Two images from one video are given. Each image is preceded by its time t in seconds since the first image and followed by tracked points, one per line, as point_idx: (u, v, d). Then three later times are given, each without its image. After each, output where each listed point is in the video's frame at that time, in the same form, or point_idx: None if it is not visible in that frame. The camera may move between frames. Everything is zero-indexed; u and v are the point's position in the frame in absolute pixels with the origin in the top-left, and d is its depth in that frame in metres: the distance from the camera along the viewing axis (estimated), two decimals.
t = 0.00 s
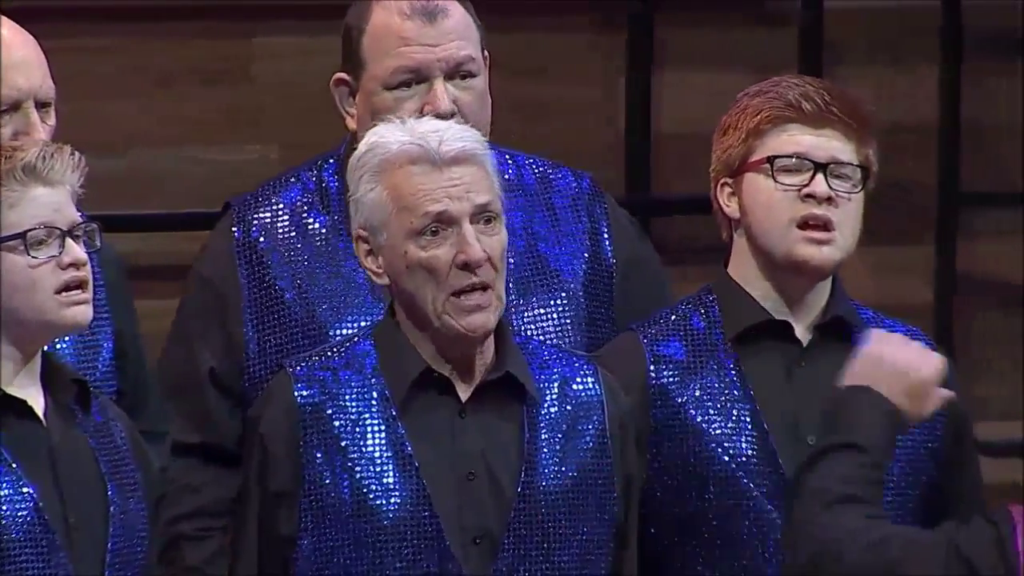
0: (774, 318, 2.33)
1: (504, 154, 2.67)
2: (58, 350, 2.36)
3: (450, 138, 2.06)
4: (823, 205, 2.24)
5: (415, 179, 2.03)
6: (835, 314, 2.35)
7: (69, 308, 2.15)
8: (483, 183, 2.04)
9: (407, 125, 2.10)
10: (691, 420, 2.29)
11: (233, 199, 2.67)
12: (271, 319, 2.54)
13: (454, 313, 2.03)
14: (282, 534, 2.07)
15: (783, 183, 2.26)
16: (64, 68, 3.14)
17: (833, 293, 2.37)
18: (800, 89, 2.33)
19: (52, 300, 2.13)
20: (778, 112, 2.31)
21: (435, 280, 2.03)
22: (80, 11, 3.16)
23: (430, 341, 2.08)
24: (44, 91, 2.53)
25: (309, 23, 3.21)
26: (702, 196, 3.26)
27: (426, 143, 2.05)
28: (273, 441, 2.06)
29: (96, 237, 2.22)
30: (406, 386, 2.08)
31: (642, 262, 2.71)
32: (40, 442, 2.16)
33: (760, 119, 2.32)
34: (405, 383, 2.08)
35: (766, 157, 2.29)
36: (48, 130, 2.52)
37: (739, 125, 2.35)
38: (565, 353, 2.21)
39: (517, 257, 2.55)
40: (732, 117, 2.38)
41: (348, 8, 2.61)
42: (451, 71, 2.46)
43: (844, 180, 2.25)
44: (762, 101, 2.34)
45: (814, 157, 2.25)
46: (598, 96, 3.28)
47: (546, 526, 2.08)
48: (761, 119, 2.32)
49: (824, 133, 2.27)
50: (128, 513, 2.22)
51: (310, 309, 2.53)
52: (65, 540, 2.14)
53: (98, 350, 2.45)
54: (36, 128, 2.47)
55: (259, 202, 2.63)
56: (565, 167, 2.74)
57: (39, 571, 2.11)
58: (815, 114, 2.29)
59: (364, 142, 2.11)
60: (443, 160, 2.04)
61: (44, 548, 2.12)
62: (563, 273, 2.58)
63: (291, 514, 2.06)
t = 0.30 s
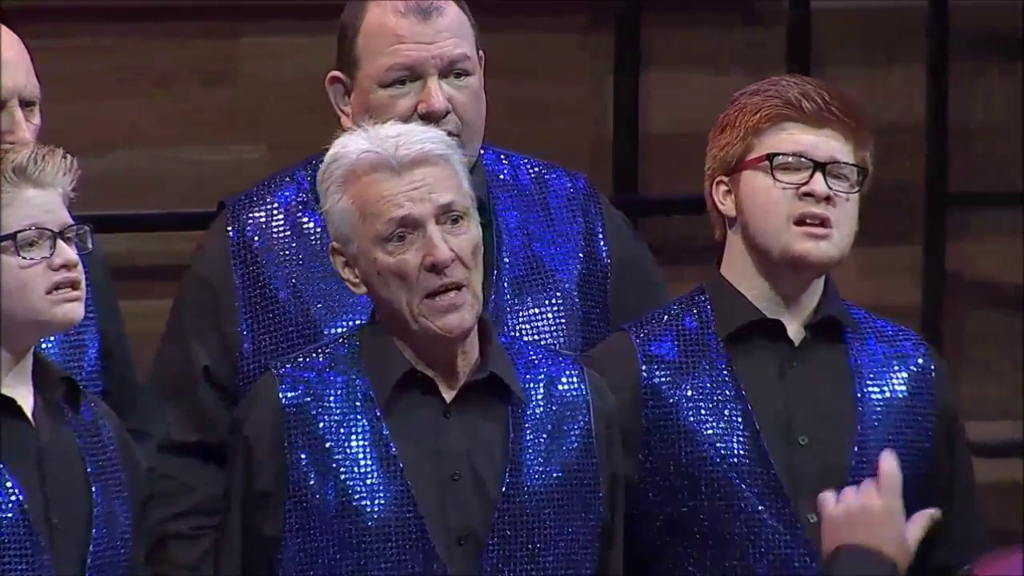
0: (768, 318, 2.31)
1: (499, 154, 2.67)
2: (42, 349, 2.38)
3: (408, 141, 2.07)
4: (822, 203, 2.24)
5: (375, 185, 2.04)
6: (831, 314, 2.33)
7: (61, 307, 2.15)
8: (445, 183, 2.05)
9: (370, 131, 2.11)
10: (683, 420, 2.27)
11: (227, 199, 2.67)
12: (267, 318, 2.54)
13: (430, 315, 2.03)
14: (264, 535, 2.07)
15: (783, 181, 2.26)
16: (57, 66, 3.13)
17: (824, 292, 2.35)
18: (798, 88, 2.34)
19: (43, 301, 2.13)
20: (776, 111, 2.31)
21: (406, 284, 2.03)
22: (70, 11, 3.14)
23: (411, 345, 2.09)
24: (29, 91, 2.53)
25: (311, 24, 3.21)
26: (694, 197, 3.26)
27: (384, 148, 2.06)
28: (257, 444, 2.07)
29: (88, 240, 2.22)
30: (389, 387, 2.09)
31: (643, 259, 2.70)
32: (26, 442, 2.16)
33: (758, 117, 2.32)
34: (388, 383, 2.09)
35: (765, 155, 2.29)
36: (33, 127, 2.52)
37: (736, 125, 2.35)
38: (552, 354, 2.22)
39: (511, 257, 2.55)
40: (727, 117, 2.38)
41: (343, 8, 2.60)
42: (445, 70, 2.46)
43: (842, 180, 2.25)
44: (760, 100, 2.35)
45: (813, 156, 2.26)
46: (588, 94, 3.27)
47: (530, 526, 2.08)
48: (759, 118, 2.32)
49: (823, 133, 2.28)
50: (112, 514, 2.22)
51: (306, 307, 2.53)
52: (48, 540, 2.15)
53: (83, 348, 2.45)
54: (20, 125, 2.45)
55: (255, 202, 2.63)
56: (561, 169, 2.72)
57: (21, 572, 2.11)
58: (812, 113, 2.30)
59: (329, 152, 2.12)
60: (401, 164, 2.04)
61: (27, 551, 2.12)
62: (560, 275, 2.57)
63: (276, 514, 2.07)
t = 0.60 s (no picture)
0: (762, 317, 2.31)
1: (487, 155, 2.68)
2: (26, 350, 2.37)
3: (382, 141, 2.07)
4: (823, 201, 2.23)
5: (349, 186, 2.05)
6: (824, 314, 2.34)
7: (45, 306, 2.15)
8: (418, 182, 2.05)
9: (345, 132, 2.12)
10: (676, 422, 2.25)
11: (216, 200, 2.66)
12: (254, 320, 2.53)
13: (406, 316, 2.03)
14: (244, 537, 2.07)
15: (786, 179, 2.25)
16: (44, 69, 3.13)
17: (817, 293, 2.34)
18: (791, 88, 2.33)
19: (28, 300, 2.13)
20: (775, 110, 2.30)
21: (380, 285, 2.04)
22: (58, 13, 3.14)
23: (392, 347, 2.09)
24: (13, 91, 2.53)
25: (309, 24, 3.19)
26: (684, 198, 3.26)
27: (357, 149, 2.07)
28: (236, 450, 2.07)
29: (73, 239, 2.24)
30: (369, 387, 2.08)
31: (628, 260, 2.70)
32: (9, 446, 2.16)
33: (756, 116, 2.31)
34: (368, 384, 2.08)
35: (766, 152, 2.27)
36: (15, 128, 2.52)
37: (732, 124, 2.34)
38: (535, 355, 2.21)
39: (500, 258, 2.55)
40: (722, 117, 2.37)
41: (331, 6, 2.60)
42: (430, 71, 2.45)
43: (844, 177, 2.24)
44: (755, 100, 2.33)
45: (815, 153, 2.25)
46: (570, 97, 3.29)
47: (511, 527, 2.08)
48: (757, 116, 2.31)
49: (822, 131, 2.26)
50: (98, 518, 2.22)
51: (292, 308, 2.52)
52: (32, 545, 2.12)
53: (67, 349, 2.45)
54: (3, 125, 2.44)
55: (243, 202, 2.62)
56: (551, 169, 2.72)
57: None
58: (808, 111, 2.28)
59: (306, 154, 2.13)
60: (374, 164, 2.05)
61: (11, 554, 2.08)
62: (547, 274, 2.56)
63: (255, 516, 2.07)
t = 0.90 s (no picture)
0: (748, 318, 2.30)
1: (472, 156, 2.68)
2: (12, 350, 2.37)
3: (359, 140, 2.07)
4: (804, 203, 2.23)
5: (327, 185, 2.05)
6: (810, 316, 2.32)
7: (40, 304, 2.15)
8: (396, 181, 2.05)
9: (323, 132, 2.12)
10: (662, 421, 2.24)
11: (201, 199, 2.65)
12: (239, 321, 2.52)
13: (384, 315, 2.03)
14: (227, 538, 2.07)
15: (767, 181, 2.25)
16: (35, 68, 3.13)
17: (805, 294, 2.33)
18: (778, 89, 2.33)
19: (23, 300, 2.12)
20: (760, 111, 2.30)
21: (359, 284, 2.04)
22: (52, 13, 3.15)
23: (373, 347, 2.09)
24: None
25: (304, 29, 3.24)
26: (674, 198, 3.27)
27: (335, 148, 2.07)
28: (217, 451, 2.07)
29: (56, 237, 2.22)
30: (351, 387, 2.08)
31: (614, 260, 2.69)
32: None
33: (742, 118, 2.31)
34: (350, 383, 2.08)
35: (748, 155, 2.27)
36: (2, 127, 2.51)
37: (719, 127, 2.34)
38: (519, 355, 2.21)
39: (485, 258, 2.54)
40: (710, 118, 2.37)
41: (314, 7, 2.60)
42: (412, 72, 2.45)
43: (825, 181, 2.24)
44: (742, 101, 2.33)
45: (797, 156, 2.25)
46: (559, 97, 3.28)
47: (494, 527, 2.08)
48: (744, 118, 2.31)
49: (806, 134, 2.27)
50: (84, 517, 2.21)
51: (276, 307, 2.51)
52: (23, 545, 2.13)
53: (53, 348, 2.45)
54: None
55: (229, 202, 2.61)
56: (536, 170, 2.72)
57: None
58: (795, 113, 2.29)
59: (285, 153, 2.13)
60: (351, 163, 2.05)
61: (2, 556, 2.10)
62: (532, 275, 2.56)
63: (238, 517, 2.07)
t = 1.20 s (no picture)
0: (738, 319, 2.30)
1: (461, 155, 2.68)
2: None
3: (350, 136, 2.08)
4: (798, 204, 2.23)
5: (318, 181, 2.05)
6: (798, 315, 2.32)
7: (8, 311, 2.17)
8: (386, 177, 2.05)
9: (313, 130, 2.12)
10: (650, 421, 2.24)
11: (189, 200, 2.65)
12: (226, 321, 2.53)
13: (375, 311, 2.03)
14: (213, 538, 2.08)
15: (762, 181, 2.25)
16: (34, 67, 2.96)
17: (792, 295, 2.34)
18: (771, 89, 2.32)
19: None
20: (753, 111, 2.30)
21: (349, 279, 2.04)
22: (51, 10, 2.95)
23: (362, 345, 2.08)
24: None
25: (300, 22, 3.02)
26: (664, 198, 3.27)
27: (325, 144, 2.07)
28: (205, 450, 2.07)
29: (41, 239, 2.22)
30: (338, 387, 2.08)
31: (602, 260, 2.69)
32: None
33: (735, 118, 2.30)
34: (337, 383, 2.08)
35: (743, 154, 2.27)
36: None
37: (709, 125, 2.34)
38: (506, 355, 2.21)
39: (474, 258, 2.55)
40: (702, 115, 2.37)
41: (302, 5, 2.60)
42: (399, 71, 2.46)
43: (819, 182, 2.25)
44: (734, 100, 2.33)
45: (792, 157, 2.25)
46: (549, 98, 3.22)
47: (480, 527, 2.08)
48: (736, 117, 2.30)
49: (800, 135, 2.27)
50: (73, 518, 2.21)
51: (264, 308, 2.51)
52: (12, 544, 2.12)
53: (40, 349, 2.45)
54: None
55: (218, 202, 2.61)
56: (524, 169, 2.72)
57: None
58: (788, 115, 2.28)
59: (275, 151, 2.14)
60: (342, 159, 2.05)
61: None
62: (520, 275, 2.56)
63: (225, 518, 2.07)
